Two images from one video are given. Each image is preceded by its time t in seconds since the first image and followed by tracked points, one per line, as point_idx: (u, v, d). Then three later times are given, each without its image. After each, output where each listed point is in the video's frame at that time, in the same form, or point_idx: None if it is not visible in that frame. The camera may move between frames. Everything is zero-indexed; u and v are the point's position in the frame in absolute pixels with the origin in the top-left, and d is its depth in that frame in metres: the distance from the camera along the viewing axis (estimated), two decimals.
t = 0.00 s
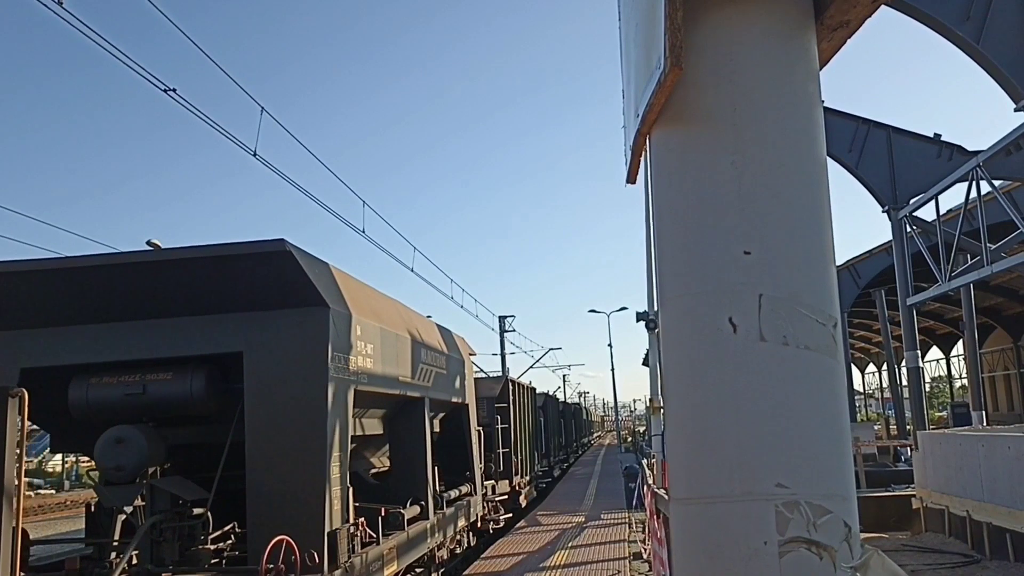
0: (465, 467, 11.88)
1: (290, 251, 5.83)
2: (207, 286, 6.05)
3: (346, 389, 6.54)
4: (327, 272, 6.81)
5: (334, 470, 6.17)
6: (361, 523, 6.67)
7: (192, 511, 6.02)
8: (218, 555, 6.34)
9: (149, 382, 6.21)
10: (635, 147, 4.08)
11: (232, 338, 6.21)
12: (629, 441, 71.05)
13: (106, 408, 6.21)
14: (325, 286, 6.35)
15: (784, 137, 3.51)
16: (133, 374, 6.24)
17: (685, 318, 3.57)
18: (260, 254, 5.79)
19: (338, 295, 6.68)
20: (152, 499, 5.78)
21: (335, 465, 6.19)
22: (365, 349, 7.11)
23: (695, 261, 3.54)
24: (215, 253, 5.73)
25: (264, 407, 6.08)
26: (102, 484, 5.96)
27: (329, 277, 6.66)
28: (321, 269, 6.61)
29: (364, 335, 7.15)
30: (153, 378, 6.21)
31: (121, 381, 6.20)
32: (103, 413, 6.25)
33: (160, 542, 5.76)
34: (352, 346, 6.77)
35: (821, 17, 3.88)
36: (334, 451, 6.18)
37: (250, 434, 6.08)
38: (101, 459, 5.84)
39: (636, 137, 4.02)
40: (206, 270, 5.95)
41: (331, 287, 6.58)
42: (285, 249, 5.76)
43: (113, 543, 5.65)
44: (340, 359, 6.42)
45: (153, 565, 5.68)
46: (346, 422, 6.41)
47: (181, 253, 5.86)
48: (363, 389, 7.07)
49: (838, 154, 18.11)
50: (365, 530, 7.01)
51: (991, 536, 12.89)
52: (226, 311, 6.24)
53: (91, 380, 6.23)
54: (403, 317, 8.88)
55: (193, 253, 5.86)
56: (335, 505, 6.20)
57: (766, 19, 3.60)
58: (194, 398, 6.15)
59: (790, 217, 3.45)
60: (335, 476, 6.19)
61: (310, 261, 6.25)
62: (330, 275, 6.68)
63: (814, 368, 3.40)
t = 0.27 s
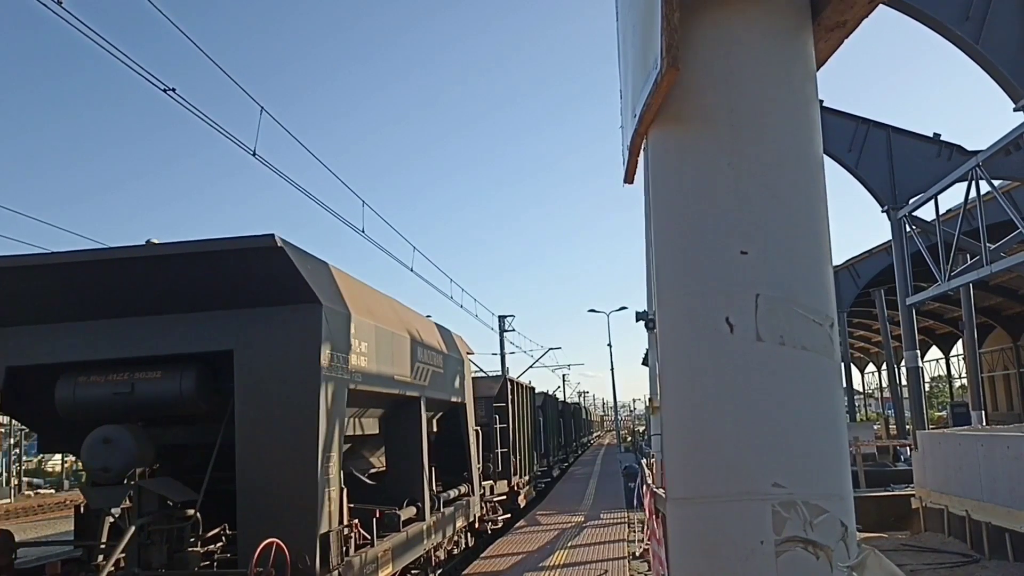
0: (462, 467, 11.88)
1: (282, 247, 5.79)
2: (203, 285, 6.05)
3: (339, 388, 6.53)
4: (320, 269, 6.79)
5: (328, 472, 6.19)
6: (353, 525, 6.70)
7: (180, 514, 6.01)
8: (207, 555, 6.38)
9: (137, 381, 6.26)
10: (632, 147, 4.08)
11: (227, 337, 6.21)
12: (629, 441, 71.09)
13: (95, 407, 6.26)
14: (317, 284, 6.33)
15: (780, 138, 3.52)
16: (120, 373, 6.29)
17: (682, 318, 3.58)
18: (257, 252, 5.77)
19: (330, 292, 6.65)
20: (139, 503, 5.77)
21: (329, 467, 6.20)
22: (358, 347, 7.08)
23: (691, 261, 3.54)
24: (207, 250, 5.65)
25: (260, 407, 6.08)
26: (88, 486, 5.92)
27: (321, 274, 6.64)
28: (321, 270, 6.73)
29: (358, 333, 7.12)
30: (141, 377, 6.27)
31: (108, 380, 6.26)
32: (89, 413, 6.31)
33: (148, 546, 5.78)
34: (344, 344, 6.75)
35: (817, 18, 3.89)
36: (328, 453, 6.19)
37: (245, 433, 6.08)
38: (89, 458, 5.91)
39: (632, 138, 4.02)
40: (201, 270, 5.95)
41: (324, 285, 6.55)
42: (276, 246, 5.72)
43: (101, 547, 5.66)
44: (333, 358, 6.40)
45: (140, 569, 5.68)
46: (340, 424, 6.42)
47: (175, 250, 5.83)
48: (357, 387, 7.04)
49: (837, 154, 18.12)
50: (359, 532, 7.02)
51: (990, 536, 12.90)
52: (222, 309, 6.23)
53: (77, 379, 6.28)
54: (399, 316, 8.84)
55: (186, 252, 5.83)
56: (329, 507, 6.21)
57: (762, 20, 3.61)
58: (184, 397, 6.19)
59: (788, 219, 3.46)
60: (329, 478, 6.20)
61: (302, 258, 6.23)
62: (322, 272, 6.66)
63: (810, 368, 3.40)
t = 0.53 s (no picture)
0: (459, 467, 11.87)
1: (273, 243, 5.72)
2: (195, 281, 5.97)
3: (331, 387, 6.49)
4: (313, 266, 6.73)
5: (319, 473, 6.18)
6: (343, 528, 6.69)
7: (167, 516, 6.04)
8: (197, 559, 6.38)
9: (125, 379, 6.22)
10: (630, 148, 4.08)
11: (222, 335, 6.17)
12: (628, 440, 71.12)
13: (82, 406, 6.25)
14: (309, 281, 6.27)
15: (778, 139, 3.52)
16: (108, 372, 6.26)
17: (680, 319, 3.58)
18: (252, 252, 5.73)
19: (324, 289, 6.59)
20: (126, 504, 5.81)
21: (320, 468, 6.19)
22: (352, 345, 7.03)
23: (690, 262, 3.55)
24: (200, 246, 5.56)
25: (255, 407, 6.06)
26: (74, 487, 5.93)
27: (314, 270, 6.58)
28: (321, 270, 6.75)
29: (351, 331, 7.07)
30: (129, 375, 6.23)
31: (96, 380, 6.23)
32: (77, 412, 6.29)
33: (133, 547, 5.84)
34: (337, 342, 6.69)
35: (815, 18, 3.89)
36: (319, 455, 6.18)
37: (240, 434, 6.05)
38: (77, 460, 5.83)
39: (631, 139, 4.02)
40: (193, 265, 5.85)
41: (317, 282, 6.49)
42: (266, 242, 5.65)
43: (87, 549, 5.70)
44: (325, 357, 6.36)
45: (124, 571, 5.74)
46: (331, 425, 6.41)
47: (167, 245, 5.73)
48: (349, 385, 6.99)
49: (836, 154, 18.09)
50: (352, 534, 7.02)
51: (989, 536, 12.91)
52: (215, 308, 6.19)
53: (64, 379, 6.27)
54: (395, 314, 8.79)
55: (179, 245, 5.73)
56: (320, 509, 6.21)
57: (760, 21, 3.61)
58: (173, 394, 6.15)
59: (786, 219, 3.47)
60: (320, 480, 6.19)
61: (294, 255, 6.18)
62: (315, 269, 6.60)
63: (808, 369, 3.41)
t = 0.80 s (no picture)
0: (455, 468, 11.85)
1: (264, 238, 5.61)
2: (187, 276, 5.84)
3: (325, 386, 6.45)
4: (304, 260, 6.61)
5: (311, 474, 6.08)
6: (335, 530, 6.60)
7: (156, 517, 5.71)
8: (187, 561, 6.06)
9: (113, 378, 6.10)
10: (629, 148, 4.09)
11: (215, 333, 6.06)
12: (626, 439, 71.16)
13: (69, 406, 6.12)
14: (301, 278, 6.15)
15: (777, 140, 3.53)
16: (95, 370, 6.14)
17: (679, 319, 3.59)
18: (246, 247, 5.65)
19: (315, 285, 6.47)
20: (112, 504, 5.50)
21: (311, 469, 6.09)
22: (344, 342, 6.91)
23: (689, 263, 3.56)
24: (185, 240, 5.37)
25: (249, 405, 5.96)
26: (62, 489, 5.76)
27: (306, 265, 6.46)
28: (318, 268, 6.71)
29: (343, 328, 6.94)
30: (116, 374, 6.11)
31: (83, 377, 6.11)
32: (64, 411, 6.16)
33: (121, 551, 5.49)
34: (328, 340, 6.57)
35: (814, 19, 3.90)
36: (310, 456, 6.08)
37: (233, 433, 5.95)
38: (62, 461, 5.62)
39: (630, 139, 4.03)
40: (186, 260, 5.72)
41: (309, 277, 6.37)
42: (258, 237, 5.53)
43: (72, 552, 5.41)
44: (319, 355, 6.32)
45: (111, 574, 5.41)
46: (322, 425, 6.31)
47: (160, 239, 5.60)
48: (341, 384, 6.86)
49: (836, 153, 18.06)
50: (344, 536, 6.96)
51: (988, 535, 12.92)
52: (209, 305, 6.09)
53: (50, 377, 6.15)
54: (390, 311, 8.68)
55: (173, 239, 5.59)
56: (311, 511, 6.10)
57: (759, 23, 3.63)
58: (162, 394, 6.02)
59: (784, 220, 3.48)
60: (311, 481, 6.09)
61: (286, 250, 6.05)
62: (306, 263, 6.47)
63: (805, 369, 3.42)
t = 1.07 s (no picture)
0: (453, 469, 11.90)
1: (256, 232, 5.51)
2: (181, 272, 5.78)
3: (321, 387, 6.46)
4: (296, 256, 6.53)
5: (303, 475, 5.97)
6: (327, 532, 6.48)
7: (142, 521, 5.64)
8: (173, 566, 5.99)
9: (100, 377, 6.05)
10: (630, 148, 4.09)
11: (207, 329, 5.98)
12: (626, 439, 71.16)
13: (56, 404, 6.06)
14: (293, 274, 6.05)
15: (778, 140, 3.54)
16: (83, 369, 6.09)
17: (679, 319, 3.60)
18: (239, 243, 5.57)
19: (308, 281, 6.38)
20: (98, 506, 5.41)
21: (303, 470, 5.98)
22: (337, 340, 6.83)
23: (689, 263, 3.56)
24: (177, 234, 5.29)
25: (240, 403, 5.87)
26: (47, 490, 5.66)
27: (298, 261, 6.37)
28: (317, 269, 6.80)
29: (336, 325, 6.87)
30: (104, 373, 6.06)
31: (70, 376, 6.05)
32: (50, 411, 6.10)
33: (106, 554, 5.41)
34: (321, 338, 6.49)
35: (814, 20, 3.90)
36: (302, 456, 5.96)
37: (225, 432, 5.85)
38: (46, 462, 5.52)
39: (631, 139, 4.03)
40: (180, 256, 5.66)
41: (300, 272, 6.28)
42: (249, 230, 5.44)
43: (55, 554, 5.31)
44: (319, 355, 6.36)
45: None
46: (314, 425, 6.20)
47: (155, 234, 5.53)
48: (334, 383, 6.78)
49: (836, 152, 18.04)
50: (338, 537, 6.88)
51: (988, 535, 12.92)
52: (202, 301, 6.02)
53: (36, 375, 6.08)
54: (385, 308, 8.61)
55: (166, 234, 5.52)
56: (303, 513, 5.99)
57: (760, 22, 3.63)
58: (150, 392, 5.96)
59: (784, 219, 3.48)
60: (303, 482, 5.97)
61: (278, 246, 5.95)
62: (298, 259, 6.39)
63: (806, 369, 3.43)
